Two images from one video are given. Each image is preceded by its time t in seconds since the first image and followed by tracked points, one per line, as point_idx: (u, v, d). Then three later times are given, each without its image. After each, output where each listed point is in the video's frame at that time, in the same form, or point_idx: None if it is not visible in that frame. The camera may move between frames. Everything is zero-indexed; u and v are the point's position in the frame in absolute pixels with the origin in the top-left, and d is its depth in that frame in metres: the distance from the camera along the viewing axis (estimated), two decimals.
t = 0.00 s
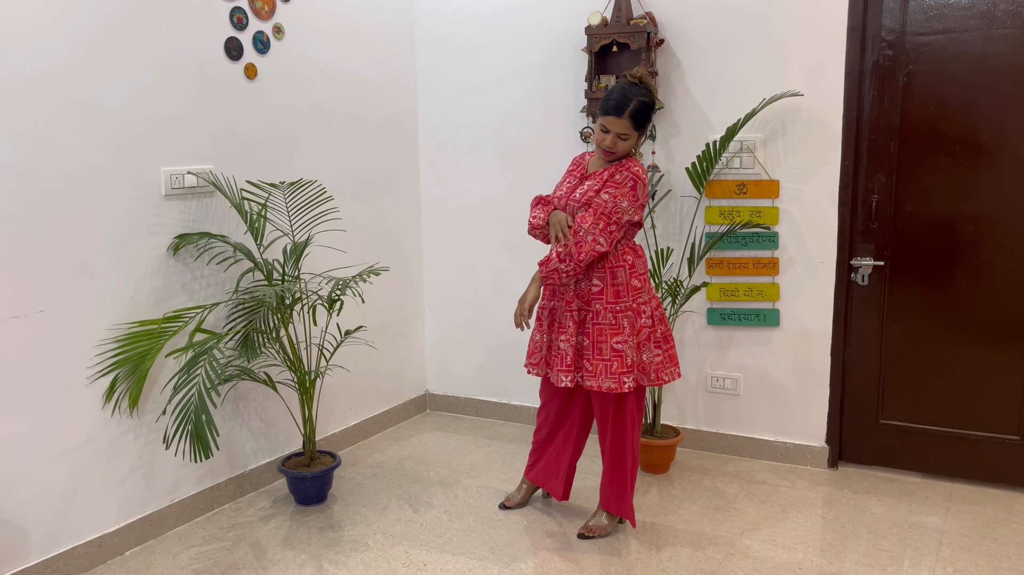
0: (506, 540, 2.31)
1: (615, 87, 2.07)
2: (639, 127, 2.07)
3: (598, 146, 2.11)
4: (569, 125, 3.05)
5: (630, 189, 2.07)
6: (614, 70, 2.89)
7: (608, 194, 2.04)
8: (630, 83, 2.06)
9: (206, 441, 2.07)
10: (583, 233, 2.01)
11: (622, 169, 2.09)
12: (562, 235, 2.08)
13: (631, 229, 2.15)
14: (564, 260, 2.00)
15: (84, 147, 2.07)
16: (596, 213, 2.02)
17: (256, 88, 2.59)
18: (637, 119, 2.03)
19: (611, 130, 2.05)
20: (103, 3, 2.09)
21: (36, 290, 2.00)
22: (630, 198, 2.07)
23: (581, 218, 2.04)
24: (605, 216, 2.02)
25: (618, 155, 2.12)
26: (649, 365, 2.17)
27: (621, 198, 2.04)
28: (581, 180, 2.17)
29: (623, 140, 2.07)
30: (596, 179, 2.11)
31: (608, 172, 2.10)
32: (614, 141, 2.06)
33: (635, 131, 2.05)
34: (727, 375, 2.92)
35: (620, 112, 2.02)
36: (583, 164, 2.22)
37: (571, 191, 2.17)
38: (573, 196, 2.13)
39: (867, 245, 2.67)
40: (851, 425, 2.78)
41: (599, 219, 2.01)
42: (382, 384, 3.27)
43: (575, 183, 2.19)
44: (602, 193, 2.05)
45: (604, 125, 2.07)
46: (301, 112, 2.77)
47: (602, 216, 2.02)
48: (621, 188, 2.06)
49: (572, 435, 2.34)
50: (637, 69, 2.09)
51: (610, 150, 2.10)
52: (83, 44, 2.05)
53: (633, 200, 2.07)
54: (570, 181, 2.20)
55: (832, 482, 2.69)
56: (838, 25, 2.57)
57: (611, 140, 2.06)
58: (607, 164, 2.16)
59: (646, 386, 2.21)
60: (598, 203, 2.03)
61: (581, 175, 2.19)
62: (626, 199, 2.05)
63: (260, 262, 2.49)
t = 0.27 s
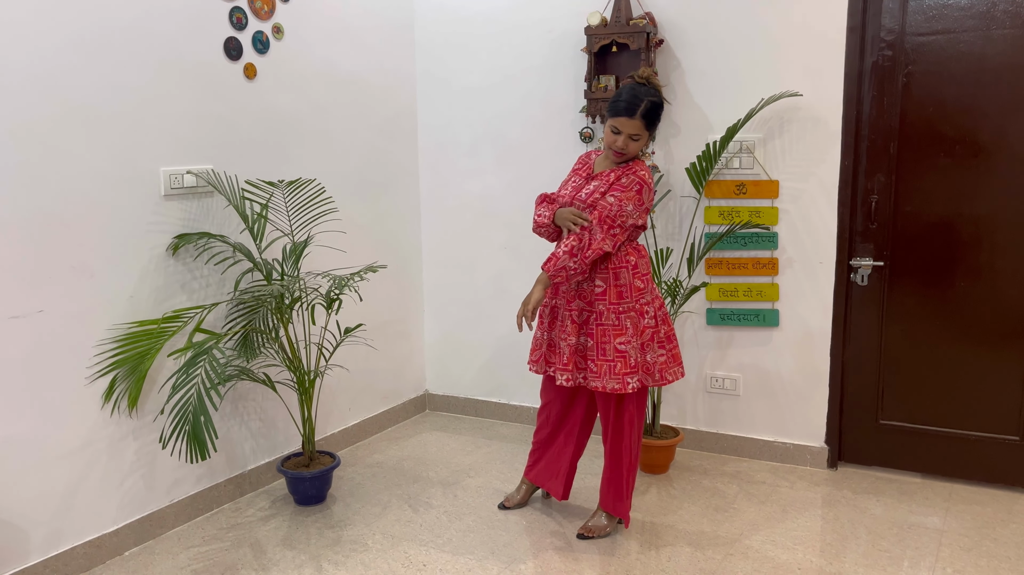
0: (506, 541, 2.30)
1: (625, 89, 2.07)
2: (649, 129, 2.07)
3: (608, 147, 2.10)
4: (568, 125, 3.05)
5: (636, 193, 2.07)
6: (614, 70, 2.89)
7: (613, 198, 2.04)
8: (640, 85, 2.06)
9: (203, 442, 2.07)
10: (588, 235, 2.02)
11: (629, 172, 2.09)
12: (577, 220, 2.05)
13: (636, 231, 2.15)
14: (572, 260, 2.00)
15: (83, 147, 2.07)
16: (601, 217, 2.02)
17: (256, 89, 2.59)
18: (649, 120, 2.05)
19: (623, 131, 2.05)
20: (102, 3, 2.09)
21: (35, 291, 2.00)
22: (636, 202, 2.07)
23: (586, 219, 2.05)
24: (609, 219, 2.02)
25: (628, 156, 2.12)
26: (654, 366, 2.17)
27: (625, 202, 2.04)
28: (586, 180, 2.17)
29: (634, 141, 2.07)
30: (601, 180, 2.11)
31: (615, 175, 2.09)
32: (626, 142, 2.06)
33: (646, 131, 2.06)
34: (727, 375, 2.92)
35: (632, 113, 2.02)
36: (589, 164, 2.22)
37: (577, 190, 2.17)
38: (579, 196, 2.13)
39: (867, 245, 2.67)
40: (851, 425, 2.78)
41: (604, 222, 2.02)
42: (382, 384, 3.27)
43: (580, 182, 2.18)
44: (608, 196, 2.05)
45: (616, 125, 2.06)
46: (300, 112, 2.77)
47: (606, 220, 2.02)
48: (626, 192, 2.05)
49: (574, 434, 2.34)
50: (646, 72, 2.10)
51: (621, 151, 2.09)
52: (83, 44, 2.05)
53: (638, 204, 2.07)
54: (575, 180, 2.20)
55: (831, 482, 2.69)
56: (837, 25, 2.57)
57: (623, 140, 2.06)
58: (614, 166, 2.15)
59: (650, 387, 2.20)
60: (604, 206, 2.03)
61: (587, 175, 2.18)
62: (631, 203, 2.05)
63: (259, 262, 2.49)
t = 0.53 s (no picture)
0: (505, 541, 2.30)
1: (630, 89, 2.08)
2: (656, 127, 2.09)
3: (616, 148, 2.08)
4: (568, 125, 3.05)
5: (636, 197, 2.06)
6: (613, 71, 2.89)
7: (613, 201, 2.04)
8: (646, 84, 2.07)
9: (203, 440, 2.07)
10: (587, 237, 2.02)
11: (629, 175, 2.08)
12: (577, 222, 2.07)
13: (636, 233, 2.15)
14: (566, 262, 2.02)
15: (82, 147, 2.07)
16: (600, 219, 2.02)
17: (255, 89, 2.59)
18: (657, 117, 2.06)
19: (633, 129, 2.04)
20: (102, 3, 2.09)
21: (35, 291, 2.00)
22: (635, 206, 2.07)
23: (584, 222, 2.05)
24: (608, 222, 2.02)
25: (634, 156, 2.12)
26: (653, 366, 2.16)
27: (625, 205, 2.04)
28: (586, 182, 2.17)
29: (642, 140, 2.07)
30: (601, 182, 2.11)
31: (615, 176, 2.09)
32: (635, 140, 2.06)
33: (653, 129, 2.08)
34: (726, 376, 2.92)
35: (642, 110, 2.03)
36: (589, 164, 2.22)
37: (576, 192, 2.17)
38: (579, 197, 2.13)
39: (866, 246, 2.67)
40: (850, 426, 2.78)
41: (602, 226, 2.02)
42: (381, 384, 3.27)
43: (580, 183, 2.18)
44: (609, 199, 2.05)
45: (626, 127, 2.05)
46: (300, 112, 2.77)
47: (605, 223, 2.02)
48: (626, 195, 2.05)
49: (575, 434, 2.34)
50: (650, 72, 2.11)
51: (630, 151, 2.08)
52: (82, 44, 2.05)
53: (638, 207, 2.07)
54: (575, 181, 2.20)
55: (830, 483, 2.69)
56: (837, 26, 2.57)
57: (634, 139, 2.05)
58: (618, 167, 2.15)
59: (649, 388, 2.19)
60: (603, 210, 2.03)
61: (587, 176, 2.18)
62: (630, 207, 2.05)
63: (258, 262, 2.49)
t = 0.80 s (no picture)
0: (504, 542, 2.30)
1: (630, 88, 2.09)
2: (654, 126, 2.08)
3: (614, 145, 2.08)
4: (567, 127, 3.05)
5: (636, 199, 2.06)
6: (613, 72, 2.89)
7: (614, 203, 2.04)
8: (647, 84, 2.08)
9: (197, 437, 2.07)
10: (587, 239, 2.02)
11: (630, 177, 2.08)
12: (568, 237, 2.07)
13: (636, 235, 2.15)
14: (567, 267, 2.01)
15: (82, 148, 2.07)
16: (601, 222, 2.02)
17: (255, 90, 2.59)
18: (655, 116, 2.06)
19: (629, 126, 2.05)
20: (101, 3, 2.09)
21: (34, 292, 2.00)
22: (636, 207, 2.07)
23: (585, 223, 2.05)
24: (609, 224, 2.02)
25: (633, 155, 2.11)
26: (652, 367, 2.16)
27: (626, 208, 2.04)
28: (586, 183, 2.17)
29: (640, 138, 2.07)
30: (602, 183, 2.10)
31: (616, 178, 2.09)
32: (631, 137, 2.06)
33: (651, 128, 2.08)
34: (726, 377, 2.92)
35: (638, 107, 2.04)
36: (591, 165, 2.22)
37: (577, 193, 2.17)
38: (579, 199, 2.13)
39: (866, 247, 2.67)
40: (849, 427, 2.78)
41: (603, 231, 2.01)
42: (381, 385, 3.27)
43: (580, 185, 2.18)
44: (609, 201, 2.04)
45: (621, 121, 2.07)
46: (299, 113, 2.77)
47: (606, 225, 2.02)
48: (627, 197, 2.05)
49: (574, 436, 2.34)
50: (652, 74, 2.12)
51: (628, 147, 2.08)
52: (82, 45, 2.05)
53: (639, 209, 2.07)
54: (575, 183, 2.20)
55: (829, 484, 2.69)
56: (836, 27, 2.57)
57: (631, 134, 2.06)
58: (617, 167, 2.14)
59: (647, 389, 2.19)
60: (604, 214, 2.02)
61: (587, 177, 2.18)
62: (631, 209, 2.05)
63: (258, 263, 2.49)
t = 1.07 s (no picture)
0: (504, 544, 2.30)
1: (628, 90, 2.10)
2: (648, 127, 2.08)
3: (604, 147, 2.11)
4: (567, 128, 3.05)
5: (641, 201, 2.07)
6: (613, 74, 2.89)
7: (619, 205, 2.04)
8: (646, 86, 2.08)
9: (187, 438, 2.06)
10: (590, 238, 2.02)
11: (634, 179, 2.08)
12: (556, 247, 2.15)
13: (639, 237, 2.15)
14: (565, 262, 2.01)
15: (82, 149, 2.07)
16: (606, 223, 2.02)
17: (255, 91, 2.59)
18: (645, 117, 2.05)
19: (619, 126, 2.06)
20: (102, 4, 2.09)
21: (34, 292, 2.00)
22: (640, 210, 2.08)
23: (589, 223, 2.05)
24: (614, 225, 2.02)
25: (626, 157, 2.11)
26: (654, 369, 2.17)
27: (630, 210, 2.04)
28: (589, 185, 2.16)
29: (631, 138, 2.07)
30: (605, 185, 2.10)
31: (619, 180, 2.09)
32: (620, 137, 2.07)
33: (642, 129, 2.06)
34: (725, 379, 2.92)
35: (627, 108, 2.05)
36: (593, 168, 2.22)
37: (579, 195, 2.16)
38: (582, 201, 2.12)
39: (865, 249, 2.67)
40: (848, 429, 2.78)
41: (608, 233, 2.02)
42: (380, 387, 3.27)
43: (582, 187, 2.18)
44: (614, 203, 2.04)
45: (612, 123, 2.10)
46: (299, 114, 2.77)
47: (611, 227, 2.02)
48: (631, 199, 2.05)
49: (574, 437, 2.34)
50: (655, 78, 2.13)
51: (618, 149, 2.09)
52: (82, 46, 2.05)
53: (642, 211, 2.08)
54: (578, 185, 2.19)
55: (829, 486, 2.69)
56: (836, 29, 2.57)
57: (619, 135, 2.07)
58: (618, 169, 2.15)
59: (649, 391, 2.20)
60: (609, 215, 2.03)
61: (590, 179, 2.18)
62: (636, 211, 2.05)
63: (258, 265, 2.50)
